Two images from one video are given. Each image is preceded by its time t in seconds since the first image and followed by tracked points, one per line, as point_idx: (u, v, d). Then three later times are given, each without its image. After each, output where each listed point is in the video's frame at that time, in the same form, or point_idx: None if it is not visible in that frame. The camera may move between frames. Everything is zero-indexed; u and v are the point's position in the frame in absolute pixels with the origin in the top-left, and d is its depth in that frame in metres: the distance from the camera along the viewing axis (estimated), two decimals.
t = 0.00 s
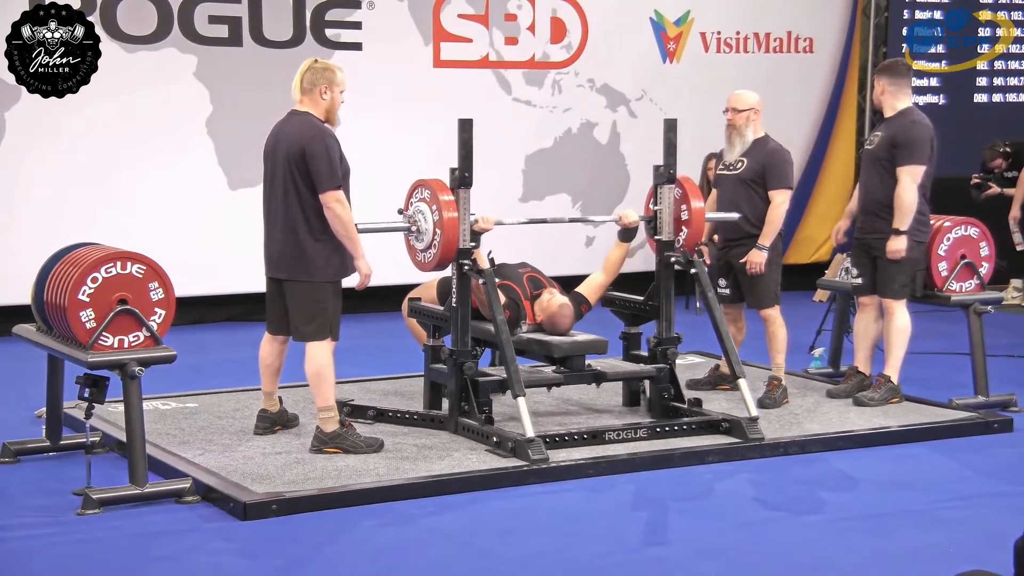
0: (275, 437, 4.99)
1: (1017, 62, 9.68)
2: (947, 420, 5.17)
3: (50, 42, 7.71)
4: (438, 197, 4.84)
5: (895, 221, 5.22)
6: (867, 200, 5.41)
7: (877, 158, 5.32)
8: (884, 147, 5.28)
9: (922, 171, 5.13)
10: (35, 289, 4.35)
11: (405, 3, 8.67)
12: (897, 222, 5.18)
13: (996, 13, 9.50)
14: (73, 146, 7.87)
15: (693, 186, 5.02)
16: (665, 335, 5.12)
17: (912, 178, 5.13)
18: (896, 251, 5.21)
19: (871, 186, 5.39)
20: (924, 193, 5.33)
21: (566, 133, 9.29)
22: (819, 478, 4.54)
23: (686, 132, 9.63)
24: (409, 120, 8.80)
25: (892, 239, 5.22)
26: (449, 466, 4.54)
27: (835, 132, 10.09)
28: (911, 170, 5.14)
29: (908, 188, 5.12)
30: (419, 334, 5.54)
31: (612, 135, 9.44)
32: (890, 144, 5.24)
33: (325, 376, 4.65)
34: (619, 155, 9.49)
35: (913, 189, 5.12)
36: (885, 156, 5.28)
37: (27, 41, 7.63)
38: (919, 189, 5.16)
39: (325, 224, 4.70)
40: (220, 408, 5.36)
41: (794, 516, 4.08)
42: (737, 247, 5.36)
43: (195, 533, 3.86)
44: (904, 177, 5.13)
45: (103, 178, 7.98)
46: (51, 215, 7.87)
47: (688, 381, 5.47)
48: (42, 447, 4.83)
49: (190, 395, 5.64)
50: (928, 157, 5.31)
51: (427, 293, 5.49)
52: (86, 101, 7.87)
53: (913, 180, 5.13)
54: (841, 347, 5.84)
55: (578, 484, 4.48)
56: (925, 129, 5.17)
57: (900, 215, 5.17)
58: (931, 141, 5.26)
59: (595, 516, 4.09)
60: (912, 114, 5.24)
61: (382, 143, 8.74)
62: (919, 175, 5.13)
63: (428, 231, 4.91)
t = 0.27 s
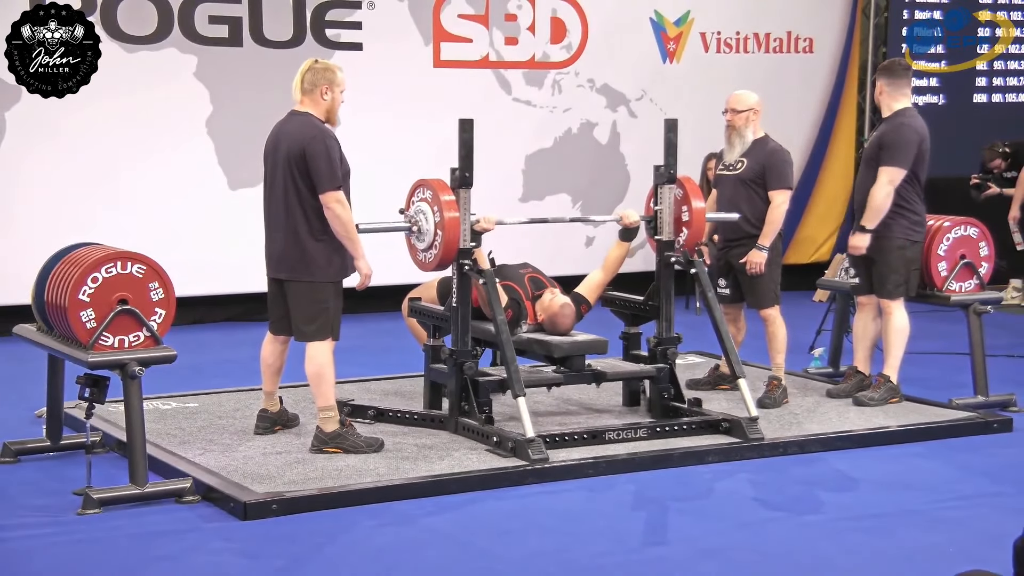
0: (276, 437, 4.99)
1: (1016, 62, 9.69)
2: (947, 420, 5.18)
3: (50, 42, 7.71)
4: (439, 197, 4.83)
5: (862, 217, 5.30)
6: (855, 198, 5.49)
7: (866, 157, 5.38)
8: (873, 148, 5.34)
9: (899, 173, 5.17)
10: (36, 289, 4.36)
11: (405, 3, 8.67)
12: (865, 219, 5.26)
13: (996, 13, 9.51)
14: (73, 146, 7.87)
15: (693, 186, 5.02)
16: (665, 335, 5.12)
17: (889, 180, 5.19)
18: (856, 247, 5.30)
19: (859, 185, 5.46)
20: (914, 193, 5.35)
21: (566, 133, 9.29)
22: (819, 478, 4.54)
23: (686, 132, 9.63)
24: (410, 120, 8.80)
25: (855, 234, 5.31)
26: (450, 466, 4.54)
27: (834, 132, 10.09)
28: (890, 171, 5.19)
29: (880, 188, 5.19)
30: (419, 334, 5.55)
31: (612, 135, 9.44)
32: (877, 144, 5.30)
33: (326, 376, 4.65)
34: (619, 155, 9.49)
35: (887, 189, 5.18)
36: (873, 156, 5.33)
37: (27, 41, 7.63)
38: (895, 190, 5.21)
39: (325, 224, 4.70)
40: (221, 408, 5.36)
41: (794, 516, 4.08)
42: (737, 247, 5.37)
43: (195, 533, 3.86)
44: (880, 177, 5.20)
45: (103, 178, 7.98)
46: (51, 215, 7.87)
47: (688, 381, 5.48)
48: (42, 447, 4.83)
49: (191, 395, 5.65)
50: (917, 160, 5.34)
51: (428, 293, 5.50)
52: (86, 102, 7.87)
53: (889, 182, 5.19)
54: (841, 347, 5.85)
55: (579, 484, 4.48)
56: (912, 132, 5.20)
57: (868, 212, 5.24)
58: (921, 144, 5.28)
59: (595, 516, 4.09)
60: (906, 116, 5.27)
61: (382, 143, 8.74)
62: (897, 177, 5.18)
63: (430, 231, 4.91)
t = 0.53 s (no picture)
0: (276, 437, 4.99)
1: (1017, 62, 9.69)
2: (947, 420, 5.18)
3: (50, 42, 7.70)
4: (440, 197, 4.83)
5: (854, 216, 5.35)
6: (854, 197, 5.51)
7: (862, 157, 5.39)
8: (869, 148, 5.34)
9: (893, 175, 5.18)
10: (35, 289, 4.36)
11: (405, 3, 8.67)
12: (857, 219, 5.30)
13: (996, 13, 9.50)
14: (73, 146, 7.88)
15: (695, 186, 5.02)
16: (666, 335, 5.12)
17: (883, 181, 5.20)
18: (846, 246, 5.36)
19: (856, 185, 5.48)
20: (911, 193, 5.34)
21: (567, 133, 9.29)
22: (819, 478, 4.54)
23: (686, 132, 9.63)
24: (410, 120, 8.80)
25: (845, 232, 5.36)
26: (450, 466, 4.54)
27: (834, 132, 10.09)
28: (884, 172, 5.20)
29: (874, 190, 5.21)
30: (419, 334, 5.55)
31: (612, 135, 9.44)
32: (874, 144, 5.31)
33: (326, 376, 4.65)
34: (619, 155, 9.49)
35: (880, 191, 5.20)
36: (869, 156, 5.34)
37: (27, 41, 7.63)
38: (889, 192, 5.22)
39: (325, 224, 4.70)
40: (220, 408, 5.36)
41: (794, 516, 4.08)
42: (737, 247, 5.37)
43: (195, 533, 3.86)
44: (874, 179, 5.21)
45: (103, 178, 7.98)
46: (51, 214, 7.87)
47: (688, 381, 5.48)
48: (42, 447, 4.83)
49: (191, 395, 5.65)
50: (915, 160, 5.33)
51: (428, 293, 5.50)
52: (86, 102, 7.87)
53: (883, 183, 5.20)
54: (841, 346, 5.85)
55: (579, 485, 4.48)
56: (908, 133, 5.20)
57: (862, 213, 5.28)
58: (918, 145, 5.28)
59: (595, 517, 4.09)
60: (903, 117, 5.27)
61: (382, 143, 8.74)
62: (891, 179, 5.19)
63: (430, 232, 4.91)
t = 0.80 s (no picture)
0: (276, 437, 4.99)
1: (1017, 62, 9.68)
2: (947, 420, 5.18)
3: (50, 42, 7.70)
4: (440, 197, 4.83)
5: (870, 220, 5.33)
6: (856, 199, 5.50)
7: (864, 158, 5.38)
8: (870, 148, 5.34)
9: (900, 174, 5.17)
10: (35, 289, 4.36)
11: (405, 3, 8.67)
12: (872, 222, 5.29)
13: (996, 13, 9.50)
14: (73, 146, 7.87)
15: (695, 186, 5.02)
16: (666, 335, 5.12)
17: (890, 182, 5.19)
18: (865, 251, 5.33)
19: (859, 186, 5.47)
20: (914, 193, 5.34)
21: (566, 132, 9.29)
22: (818, 479, 4.54)
23: (686, 132, 9.63)
24: (410, 120, 8.80)
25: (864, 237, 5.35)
26: (450, 466, 4.54)
27: (834, 132, 10.09)
28: (890, 172, 5.19)
29: (884, 191, 5.20)
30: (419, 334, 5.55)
31: (612, 135, 9.44)
32: (876, 145, 5.30)
33: (325, 376, 4.65)
34: (619, 155, 9.49)
35: (889, 192, 5.18)
36: (871, 157, 5.33)
37: (27, 41, 7.63)
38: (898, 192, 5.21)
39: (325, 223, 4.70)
40: (220, 408, 5.36)
41: (794, 517, 4.08)
42: (737, 247, 5.37)
43: (195, 533, 3.86)
44: (881, 180, 5.20)
45: (103, 178, 7.98)
46: (51, 214, 7.87)
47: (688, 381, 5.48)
48: (42, 447, 4.83)
49: (191, 395, 5.65)
50: (917, 159, 5.33)
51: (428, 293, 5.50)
52: (86, 102, 7.87)
53: (890, 183, 5.19)
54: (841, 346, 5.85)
55: (579, 485, 4.48)
56: (909, 132, 5.19)
57: (875, 216, 5.26)
58: (920, 144, 5.28)
59: (595, 517, 4.09)
60: (903, 116, 5.26)
61: (382, 143, 8.74)
62: (898, 178, 5.18)
63: (431, 231, 4.91)
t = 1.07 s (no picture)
0: (276, 437, 4.99)
1: (1017, 62, 9.68)
2: (947, 420, 5.18)
3: (50, 42, 7.70)
4: (439, 197, 4.83)
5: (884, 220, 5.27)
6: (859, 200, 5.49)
7: (869, 158, 5.37)
8: (876, 148, 5.33)
9: (911, 172, 5.16)
10: (35, 289, 4.36)
11: (405, 3, 8.67)
12: (886, 221, 5.23)
13: (996, 13, 9.51)
14: (73, 146, 7.87)
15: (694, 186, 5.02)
16: (665, 335, 5.12)
17: (901, 180, 5.17)
18: (884, 251, 5.25)
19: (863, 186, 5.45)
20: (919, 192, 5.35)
21: (566, 132, 9.29)
22: (818, 479, 4.54)
23: (686, 132, 9.63)
24: (409, 120, 8.80)
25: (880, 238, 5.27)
26: (450, 466, 4.54)
27: (834, 132, 10.09)
28: (900, 171, 5.18)
29: (896, 189, 5.17)
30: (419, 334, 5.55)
31: (612, 135, 9.44)
32: (881, 144, 5.29)
33: (325, 376, 4.65)
34: (619, 155, 9.50)
35: (901, 189, 5.16)
36: (876, 156, 5.33)
37: (27, 41, 7.63)
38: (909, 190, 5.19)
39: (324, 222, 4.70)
40: (220, 408, 5.36)
41: (795, 516, 4.08)
42: (737, 247, 5.37)
43: (195, 533, 3.85)
44: (892, 178, 5.18)
45: (103, 178, 7.98)
46: (51, 214, 7.87)
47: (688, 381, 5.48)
48: (42, 447, 4.83)
49: (191, 395, 5.65)
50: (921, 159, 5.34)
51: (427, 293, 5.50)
52: (86, 102, 7.87)
53: (902, 182, 5.17)
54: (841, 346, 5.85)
55: (579, 485, 4.48)
56: (916, 131, 5.20)
57: (889, 215, 5.21)
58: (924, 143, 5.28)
59: (595, 517, 4.09)
60: (906, 116, 5.27)
61: (382, 143, 8.74)
62: (908, 176, 5.17)
63: (430, 231, 4.91)
